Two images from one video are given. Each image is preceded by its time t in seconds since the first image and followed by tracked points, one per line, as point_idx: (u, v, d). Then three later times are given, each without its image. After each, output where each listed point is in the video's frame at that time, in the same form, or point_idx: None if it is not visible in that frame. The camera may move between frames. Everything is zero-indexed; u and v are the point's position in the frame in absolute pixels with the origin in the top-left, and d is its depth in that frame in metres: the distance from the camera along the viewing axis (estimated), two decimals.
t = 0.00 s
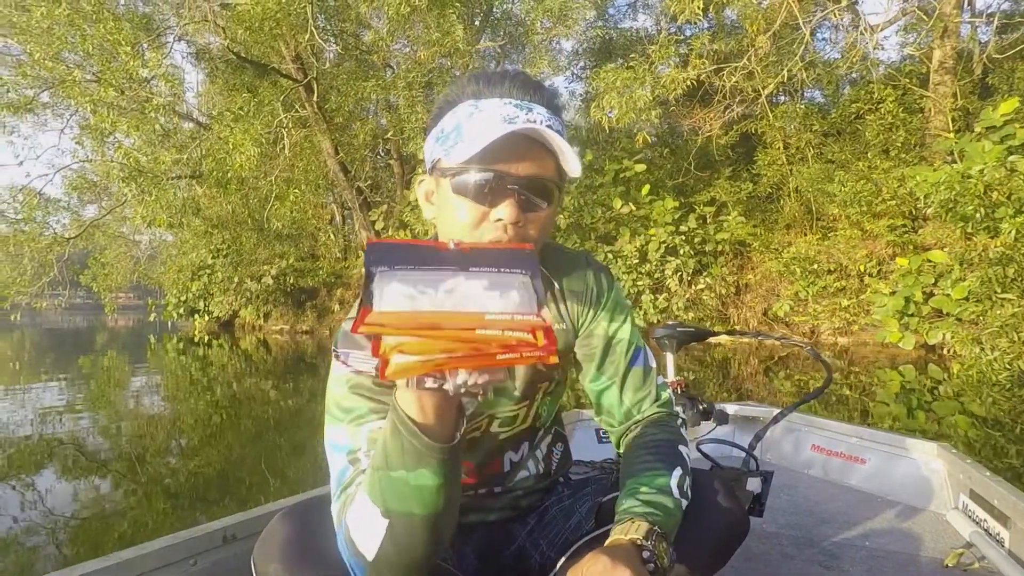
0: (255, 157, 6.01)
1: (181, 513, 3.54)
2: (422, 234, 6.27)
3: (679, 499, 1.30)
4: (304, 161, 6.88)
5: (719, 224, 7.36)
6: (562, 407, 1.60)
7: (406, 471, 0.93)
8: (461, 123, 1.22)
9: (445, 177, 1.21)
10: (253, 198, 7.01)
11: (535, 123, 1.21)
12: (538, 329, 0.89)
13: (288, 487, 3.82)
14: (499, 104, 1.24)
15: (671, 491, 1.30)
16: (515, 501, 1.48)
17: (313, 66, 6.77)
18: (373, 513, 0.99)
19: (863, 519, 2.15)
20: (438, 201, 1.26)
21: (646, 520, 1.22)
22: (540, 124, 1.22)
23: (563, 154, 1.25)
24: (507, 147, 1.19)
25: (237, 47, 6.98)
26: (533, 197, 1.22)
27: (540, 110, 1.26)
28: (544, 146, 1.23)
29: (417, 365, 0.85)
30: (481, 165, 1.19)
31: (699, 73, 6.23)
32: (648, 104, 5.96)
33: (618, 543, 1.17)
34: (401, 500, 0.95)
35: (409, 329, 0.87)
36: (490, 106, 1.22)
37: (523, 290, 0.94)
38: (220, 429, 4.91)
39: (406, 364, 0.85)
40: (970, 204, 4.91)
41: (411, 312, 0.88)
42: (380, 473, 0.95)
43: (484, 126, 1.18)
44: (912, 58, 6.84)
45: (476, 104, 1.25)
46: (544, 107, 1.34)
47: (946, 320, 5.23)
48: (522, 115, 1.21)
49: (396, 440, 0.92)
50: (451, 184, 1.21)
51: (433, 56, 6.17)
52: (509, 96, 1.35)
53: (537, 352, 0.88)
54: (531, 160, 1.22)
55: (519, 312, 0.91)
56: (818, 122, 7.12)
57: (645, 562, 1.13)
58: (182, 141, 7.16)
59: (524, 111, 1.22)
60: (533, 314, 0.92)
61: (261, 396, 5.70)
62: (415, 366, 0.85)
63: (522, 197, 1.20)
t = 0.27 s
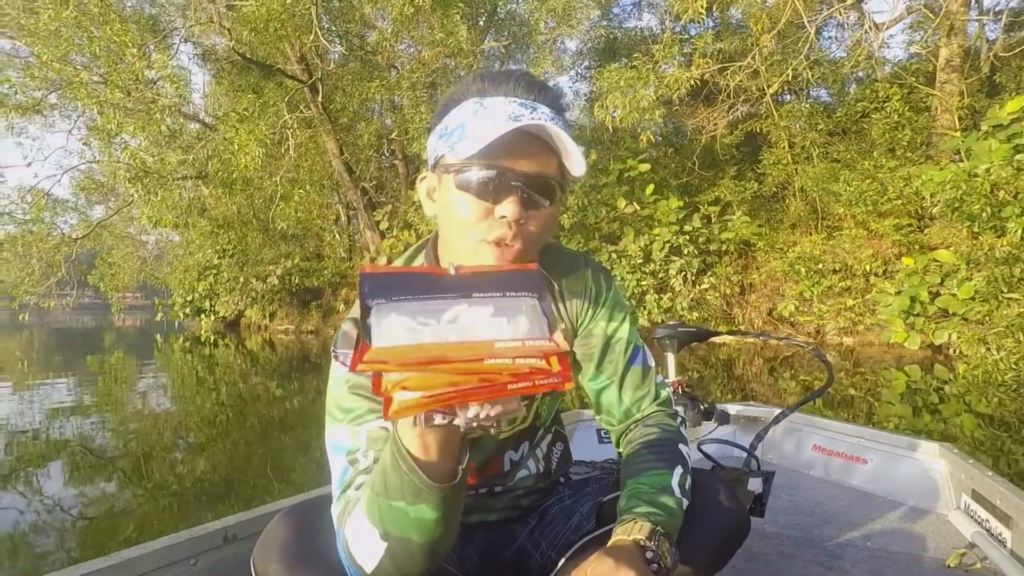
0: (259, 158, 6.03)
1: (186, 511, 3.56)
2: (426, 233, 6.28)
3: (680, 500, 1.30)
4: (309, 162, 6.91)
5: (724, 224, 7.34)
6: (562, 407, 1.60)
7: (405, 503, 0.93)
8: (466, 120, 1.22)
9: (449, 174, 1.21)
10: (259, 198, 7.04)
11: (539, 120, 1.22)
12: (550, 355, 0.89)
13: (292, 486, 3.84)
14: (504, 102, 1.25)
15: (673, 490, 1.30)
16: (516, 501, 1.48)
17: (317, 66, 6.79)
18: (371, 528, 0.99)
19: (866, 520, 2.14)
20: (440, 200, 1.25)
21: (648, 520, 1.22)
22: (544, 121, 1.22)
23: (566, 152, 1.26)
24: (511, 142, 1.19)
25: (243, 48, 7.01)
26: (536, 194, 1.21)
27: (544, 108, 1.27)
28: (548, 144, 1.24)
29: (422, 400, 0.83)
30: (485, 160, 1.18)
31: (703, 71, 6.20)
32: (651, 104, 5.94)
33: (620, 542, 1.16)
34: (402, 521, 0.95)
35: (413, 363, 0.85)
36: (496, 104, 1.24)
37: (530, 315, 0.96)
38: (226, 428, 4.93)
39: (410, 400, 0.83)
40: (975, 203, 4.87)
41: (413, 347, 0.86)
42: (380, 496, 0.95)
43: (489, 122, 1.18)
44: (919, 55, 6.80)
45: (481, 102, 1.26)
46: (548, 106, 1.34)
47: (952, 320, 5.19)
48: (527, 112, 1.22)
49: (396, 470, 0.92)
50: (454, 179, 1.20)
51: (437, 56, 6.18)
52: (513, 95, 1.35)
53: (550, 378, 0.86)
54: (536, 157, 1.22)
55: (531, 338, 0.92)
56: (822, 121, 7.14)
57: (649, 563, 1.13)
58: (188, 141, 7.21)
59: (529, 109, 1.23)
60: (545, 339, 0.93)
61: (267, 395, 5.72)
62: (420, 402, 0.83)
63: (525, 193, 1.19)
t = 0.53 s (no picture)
0: (264, 159, 6.05)
1: (191, 510, 3.58)
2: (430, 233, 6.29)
3: (680, 502, 1.29)
4: (314, 163, 6.96)
5: (728, 224, 7.33)
6: (564, 408, 1.60)
7: (409, 500, 0.92)
8: (467, 120, 1.22)
9: (450, 174, 1.21)
10: (264, 199, 7.07)
11: (538, 120, 1.20)
12: (552, 356, 0.90)
13: (296, 485, 3.85)
14: (505, 101, 1.25)
15: (672, 493, 1.29)
16: (517, 501, 1.48)
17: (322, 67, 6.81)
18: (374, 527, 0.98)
19: (868, 521, 2.13)
20: (442, 198, 1.25)
21: (647, 523, 1.21)
22: (544, 120, 1.21)
23: (567, 152, 1.25)
24: (511, 142, 1.19)
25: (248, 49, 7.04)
26: (536, 193, 1.21)
27: (545, 108, 1.26)
28: (549, 144, 1.23)
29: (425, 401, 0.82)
30: (485, 160, 1.18)
31: (707, 71, 6.18)
32: (655, 104, 5.93)
33: (616, 546, 1.16)
34: (405, 519, 0.94)
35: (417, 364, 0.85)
36: (497, 103, 1.23)
37: (533, 313, 0.96)
38: (232, 428, 4.95)
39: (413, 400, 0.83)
40: (982, 203, 4.84)
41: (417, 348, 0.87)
42: (382, 492, 0.94)
43: (488, 123, 1.18)
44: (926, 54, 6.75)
45: (482, 101, 1.26)
46: (549, 106, 1.34)
47: (957, 321, 5.15)
48: (527, 112, 1.21)
49: (400, 467, 0.90)
50: (454, 179, 1.20)
51: (441, 56, 6.18)
52: (514, 95, 1.34)
53: (552, 378, 0.87)
54: (536, 157, 1.21)
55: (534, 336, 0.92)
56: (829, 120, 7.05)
57: (644, 567, 1.12)
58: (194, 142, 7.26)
59: (530, 109, 1.23)
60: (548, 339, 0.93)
61: (273, 395, 5.74)
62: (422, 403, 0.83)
63: (524, 192, 1.19)
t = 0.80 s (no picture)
0: (269, 159, 6.08)
1: (196, 509, 3.59)
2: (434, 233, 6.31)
3: (682, 503, 1.29)
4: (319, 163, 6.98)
5: (733, 223, 7.32)
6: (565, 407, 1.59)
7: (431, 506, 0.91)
8: (460, 120, 1.24)
9: (444, 173, 1.21)
10: (269, 199, 7.10)
11: (530, 116, 1.24)
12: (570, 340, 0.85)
13: (301, 484, 3.87)
14: (496, 100, 1.27)
15: (675, 494, 1.29)
16: (518, 501, 1.46)
17: (327, 68, 6.84)
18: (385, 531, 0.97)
19: (872, 521, 2.11)
20: (438, 198, 1.24)
21: (648, 525, 1.21)
22: (535, 117, 1.24)
23: (559, 147, 1.25)
24: (504, 138, 1.21)
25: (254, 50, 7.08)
26: (531, 189, 1.19)
27: (537, 105, 1.29)
28: (541, 139, 1.24)
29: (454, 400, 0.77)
30: (479, 158, 1.19)
31: (710, 71, 6.16)
32: (658, 104, 5.93)
33: (619, 547, 1.16)
34: (423, 522, 0.93)
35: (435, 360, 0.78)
36: (489, 102, 1.26)
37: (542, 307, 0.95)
38: (238, 427, 4.97)
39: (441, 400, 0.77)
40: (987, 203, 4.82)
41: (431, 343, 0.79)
42: (399, 499, 0.91)
43: (480, 119, 1.21)
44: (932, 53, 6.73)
45: (475, 101, 1.28)
46: (543, 103, 1.34)
47: (962, 321, 5.12)
48: (518, 109, 1.24)
49: (417, 475, 0.87)
50: (449, 177, 1.20)
51: (445, 57, 6.20)
52: (508, 93, 1.35)
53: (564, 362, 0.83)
54: (529, 153, 1.22)
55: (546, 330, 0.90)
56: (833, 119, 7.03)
57: (647, 567, 1.12)
58: (200, 143, 7.30)
59: (521, 107, 1.26)
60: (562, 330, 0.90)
61: (278, 395, 5.77)
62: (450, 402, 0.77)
63: (518, 188, 1.17)
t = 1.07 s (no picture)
0: (273, 160, 6.10)
1: (201, 508, 3.61)
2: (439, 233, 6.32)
3: (683, 502, 1.29)
4: (324, 164, 7.01)
5: (738, 223, 7.30)
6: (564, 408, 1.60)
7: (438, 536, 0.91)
8: (458, 119, 1.23)
9: (442, 172, 1.22)
10: (275, 199, 7.13)
11: (528, 114, 1.22)
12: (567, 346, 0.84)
13: (304, 483, 3.88)
14: (494, 99, 1.26)
15: (677, 493, 1.29)
16: (519, 500, 1.42)
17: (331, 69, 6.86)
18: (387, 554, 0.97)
19: (874, 522, 2.10)
20: (437, 198, 1.25)
21: (650, 524, 1.21)
22: (532, 115, 1.22)
23: (556, 146, 1.24)
24: (500, 136, 1.20)
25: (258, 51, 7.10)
26: (528, 189, 1.20)
27: (536, 103, 1.27)
28: (538, 138, 1.23)
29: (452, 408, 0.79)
30: (476, 157, 1.19)
31: (714, 71, 6.14)
32: (661, 104, 5.92)
33: (622, 547, 1.16)
34: (431, 548, 0.94)
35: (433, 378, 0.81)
36: (486, 100, 1.24)
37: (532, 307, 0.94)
38: (243, 427, 4.99)
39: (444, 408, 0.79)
40: (993, 202, 4.78)
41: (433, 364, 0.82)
42: (403, 532, 0.92)
43: (477, 117, 1.20)
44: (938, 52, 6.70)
45: (472, 99, 1.27)
46: (540, 101, 1.33)
47: (967, 321, 5.09)
48: (515, 108, 1.22)
49: (420, 509, 0.88)
50: (447, 177, 1.20)
51: (449, 58, 6.21)
52: (505, 92, 1.34)
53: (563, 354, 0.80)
54: (526, 151, 1.21)
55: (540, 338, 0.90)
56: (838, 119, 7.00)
57: (650, 567, 1.12)
58: (206, 144, 7.32)
59: (519, 104, 1.23)
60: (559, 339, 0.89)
61: (283, 394, 5.79)
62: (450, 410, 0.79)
63: (516, 187, 1.18)
